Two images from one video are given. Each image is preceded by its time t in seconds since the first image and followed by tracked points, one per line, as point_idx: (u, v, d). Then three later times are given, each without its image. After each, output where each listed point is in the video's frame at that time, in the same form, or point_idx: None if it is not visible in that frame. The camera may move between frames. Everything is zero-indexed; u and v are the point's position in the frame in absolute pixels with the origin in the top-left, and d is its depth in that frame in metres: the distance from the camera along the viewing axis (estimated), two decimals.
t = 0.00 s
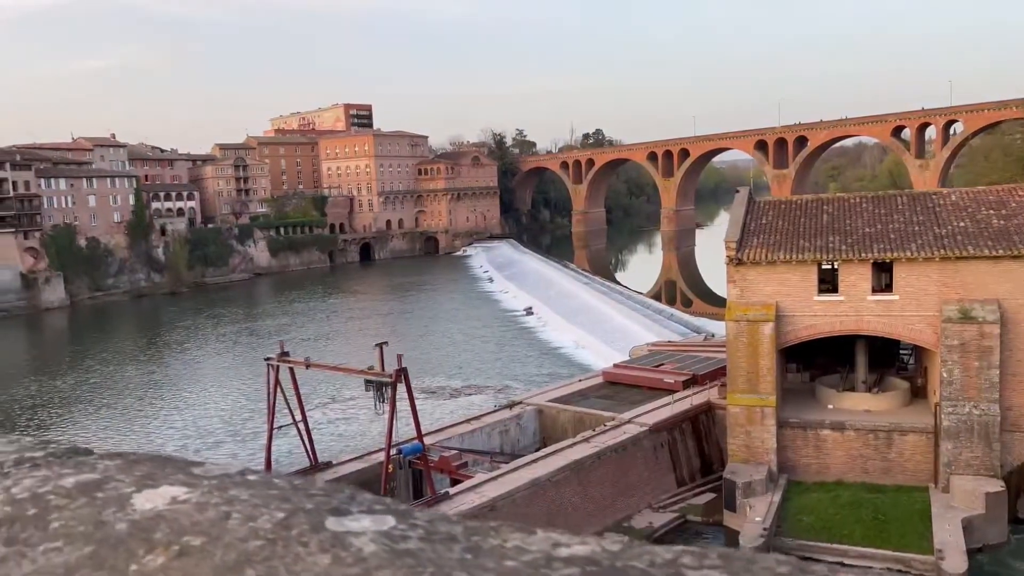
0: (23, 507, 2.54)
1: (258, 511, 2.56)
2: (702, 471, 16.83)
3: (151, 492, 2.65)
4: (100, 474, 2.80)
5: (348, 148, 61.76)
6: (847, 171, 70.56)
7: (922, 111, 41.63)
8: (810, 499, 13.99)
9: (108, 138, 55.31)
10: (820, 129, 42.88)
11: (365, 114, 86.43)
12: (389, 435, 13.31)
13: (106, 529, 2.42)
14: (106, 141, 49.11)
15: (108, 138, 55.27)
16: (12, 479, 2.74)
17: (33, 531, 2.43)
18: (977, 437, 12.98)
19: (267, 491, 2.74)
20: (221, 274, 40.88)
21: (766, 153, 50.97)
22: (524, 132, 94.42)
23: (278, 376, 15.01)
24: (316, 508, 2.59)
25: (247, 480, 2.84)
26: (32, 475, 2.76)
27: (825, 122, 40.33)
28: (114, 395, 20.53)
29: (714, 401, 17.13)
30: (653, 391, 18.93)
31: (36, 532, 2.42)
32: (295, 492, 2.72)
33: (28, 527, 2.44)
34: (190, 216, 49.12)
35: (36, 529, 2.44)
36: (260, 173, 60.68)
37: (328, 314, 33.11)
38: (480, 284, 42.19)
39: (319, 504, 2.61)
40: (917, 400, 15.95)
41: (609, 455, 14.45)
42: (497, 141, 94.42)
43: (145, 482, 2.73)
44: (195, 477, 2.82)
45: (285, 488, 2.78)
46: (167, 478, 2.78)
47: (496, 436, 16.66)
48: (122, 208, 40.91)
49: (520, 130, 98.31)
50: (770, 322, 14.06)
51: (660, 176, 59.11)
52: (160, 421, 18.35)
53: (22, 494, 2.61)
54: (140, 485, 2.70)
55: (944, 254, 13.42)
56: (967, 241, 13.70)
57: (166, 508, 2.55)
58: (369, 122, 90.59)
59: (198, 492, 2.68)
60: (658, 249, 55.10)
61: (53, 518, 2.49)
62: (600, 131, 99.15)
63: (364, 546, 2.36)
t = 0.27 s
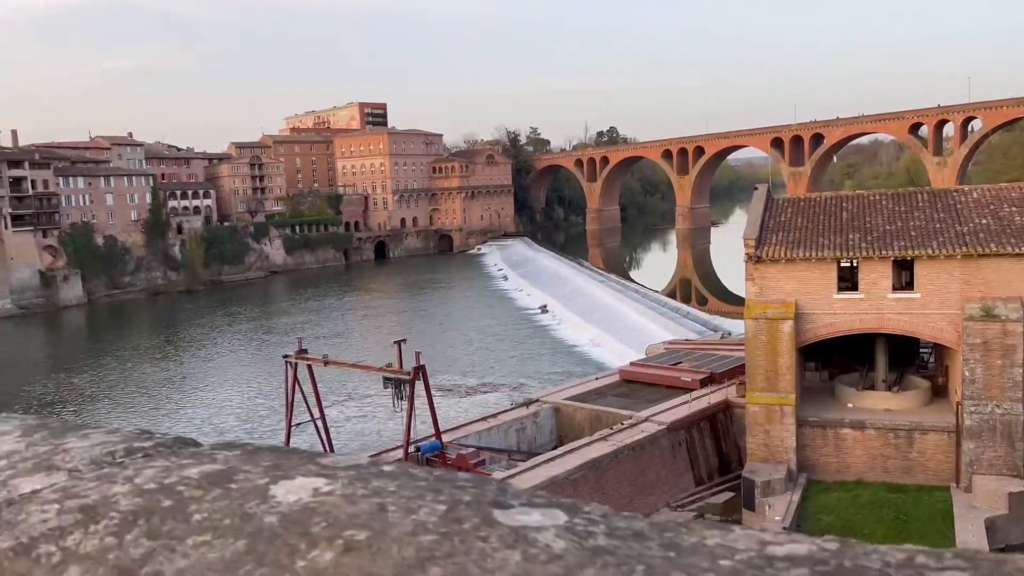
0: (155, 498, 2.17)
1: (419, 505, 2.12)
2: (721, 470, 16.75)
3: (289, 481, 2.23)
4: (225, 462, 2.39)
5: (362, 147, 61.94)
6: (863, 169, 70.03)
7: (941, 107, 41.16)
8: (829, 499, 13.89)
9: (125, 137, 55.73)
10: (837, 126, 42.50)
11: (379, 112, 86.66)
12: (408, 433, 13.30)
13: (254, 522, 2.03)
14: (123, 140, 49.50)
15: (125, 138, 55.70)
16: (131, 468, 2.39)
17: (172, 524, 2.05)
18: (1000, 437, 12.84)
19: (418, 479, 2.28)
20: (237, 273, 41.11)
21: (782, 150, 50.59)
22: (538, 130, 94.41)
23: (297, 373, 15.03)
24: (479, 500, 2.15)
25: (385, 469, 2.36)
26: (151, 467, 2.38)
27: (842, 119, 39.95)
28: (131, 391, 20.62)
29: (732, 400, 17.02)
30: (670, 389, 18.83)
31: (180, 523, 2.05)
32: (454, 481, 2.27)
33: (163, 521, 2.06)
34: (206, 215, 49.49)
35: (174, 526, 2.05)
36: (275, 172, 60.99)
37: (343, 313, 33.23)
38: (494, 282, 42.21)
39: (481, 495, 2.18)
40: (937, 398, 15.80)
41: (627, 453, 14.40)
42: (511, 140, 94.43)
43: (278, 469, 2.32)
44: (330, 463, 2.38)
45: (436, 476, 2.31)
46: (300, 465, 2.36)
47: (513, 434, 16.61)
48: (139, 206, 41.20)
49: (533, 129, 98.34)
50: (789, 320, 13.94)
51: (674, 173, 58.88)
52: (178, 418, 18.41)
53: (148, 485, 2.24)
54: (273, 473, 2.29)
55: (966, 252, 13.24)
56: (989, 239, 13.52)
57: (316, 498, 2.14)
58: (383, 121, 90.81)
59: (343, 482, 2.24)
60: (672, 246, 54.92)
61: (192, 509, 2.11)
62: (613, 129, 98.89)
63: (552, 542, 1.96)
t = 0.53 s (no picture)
0: (315, 512, 1.79)
1: (636, 518, 1.71)
2: (742, 470, 16.66)
3: (461, 492, 1.83)
4: (376, 468, 2.00)
5: (379, 146, 62.17)
6: (883, 166, 69.37)
7: (963, 103, 40.62)
8: (853, 499, 13.75)
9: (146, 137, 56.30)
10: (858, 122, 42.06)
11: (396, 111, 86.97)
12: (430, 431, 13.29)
13: (448, 544, 1.63)
14: (144, 140, 49.98)
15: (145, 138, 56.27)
16: (278, 477, 2.00)
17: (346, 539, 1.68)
18: None
19: (607, 490, 1.86)
20: (256, 271, 41.40)
21: (801, 147, 50.18)
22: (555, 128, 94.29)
23: (318, 371, 15.08)
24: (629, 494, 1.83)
25: (564, 478, 1.93)
26: (290, 472, 2.00)
27: (862, 116, 39.52)
28: (152, 390, 20.68)
29: (753, 399, 16.89)
30: (692, 388, 18.70)
31: (360, 540, 1.67)
32: (655, 492, 1.86)
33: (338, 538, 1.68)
34: (225, 214, 49.72)
35: (345, 543, 1.67)
36: (294, 171, 61.37)
37: (362, 311, 33.35)
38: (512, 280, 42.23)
39: (681, 509, 1.76)
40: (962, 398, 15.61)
41: (649, 453, 14.34)
42: (528, 137, 94.43)
43: (439, 477, 1.92)
44: (496, 467, 1.99)
45: (625, 488, 1.89)
46: (464, 470, 1.96)
47: (533, 433, 16.60)
48: (160, 206, 41.57)
49: (549, 128, 98.22)
50: (812, 318, 13.82)
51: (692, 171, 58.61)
52: (198, 416, 18.49)
53: (297, 495, 1.87)
54: (437, 482, 1.88)
55: (993, 249, 13.04)
56: (1016, 237, 13.32)
57: (507, 514, 1.73)
58: (400, 119, 91.12)
59: (523, 493, 1.83)
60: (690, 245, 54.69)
61: (363, 524, 1.73)
62: (631, 127, 98.65)
63: (802, 569, 1.51)
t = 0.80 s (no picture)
0: (495, 522, 1.71)
1: (846, 529, 1.63)
2: (776, 471, 16.44)
3: (646, 503, 1.76)
4: (541, 477, 1.94)
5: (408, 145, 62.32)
6: (917, 162, 68.18)
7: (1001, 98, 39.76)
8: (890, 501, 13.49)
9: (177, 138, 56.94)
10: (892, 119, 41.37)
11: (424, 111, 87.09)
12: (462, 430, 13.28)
13: (654, 556, 1.55)
14: (176, 140, 50.54)
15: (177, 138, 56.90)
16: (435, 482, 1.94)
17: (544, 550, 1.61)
18: None
19: (813, 504, 1.76)
20: (286, 270, 41.71)
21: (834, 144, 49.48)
22: (583, 126, 93.89)
23: (350, 369, 15.13)
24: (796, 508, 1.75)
25: (749, 491, 1.86)
26: (451, 481, 1.94)
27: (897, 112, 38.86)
28: (187, 388, 20.94)
29: (788, 399, 16.68)
30: (724, 387, 18.54)
31: (558, 554, 1.58)
32: (866, 506, 1.76)
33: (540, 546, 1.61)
34: (256, 213, 50.17)
35: (541, 554, 1.59)
36: (323, 171, 61.72)
37: (390, 310, 33.47)
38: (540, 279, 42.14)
39: (912, 527, 1.65)
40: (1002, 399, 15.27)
41: (681, 453, 14.19)
42: (556, 136, 94.12)
43: (613, 487, 1.86)
44: (670, 478, 1.93)
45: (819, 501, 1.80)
46: (637, 481, 1.89)
47: (564, 432, 16.58)
48: (192, 205, 42.03)
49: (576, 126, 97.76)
50: (848, 318, 13.49)
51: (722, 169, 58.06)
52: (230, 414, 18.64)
53: (465, 504, 1.80)
54: (615, 493, 1.82)
55: None
56: None
57: (706, 529, 1.65)
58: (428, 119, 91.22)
59: (721, 506, 1.76)
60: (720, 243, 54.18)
61: (551, 535, 1.65)
62: (659, 125, 97.91)
63: None
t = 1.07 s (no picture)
0: None
1: None
2: (838, 470, 16.02)
3: None
4: None
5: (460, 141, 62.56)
6: (983, 153, 65.82)
7: None
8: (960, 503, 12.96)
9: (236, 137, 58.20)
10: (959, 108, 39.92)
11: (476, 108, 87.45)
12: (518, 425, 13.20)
13: None
14: (235, 140, 51.68)
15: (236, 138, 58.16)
16: None
17: None
18: None
19: None
20: (342, 266, 42.31)
21: (897, 135, 48.00)
22: (635, 121, 93.07)
23: (408, 364, 15.25)
24: None
25: None
26: (657, 512, 2.15)
27: (963, 100, 37.49)
28: (247, 382, 21.30)
29: (850, 398, 16.23)
30: (784, 384, 18.11)
31: None
32: None
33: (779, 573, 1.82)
34: (312, 211, 50.87)
35: None
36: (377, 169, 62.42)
37: (443, 305, 33.65)
38: (592, 274, 41.90)
39: None
40: None
41: (740, 451, 13.88)
42: (608, 130, 93.48)
43: None
44: None
45: None
46: None
47: (618, 429, 16.41)
48: (251, 203, 42.96)
49: (628, 121, 96.93)
50: (915, 314, 12.98)
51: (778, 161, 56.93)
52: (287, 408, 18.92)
53: None
54: None
55: None
56: None
57: None
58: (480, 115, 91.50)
59: None
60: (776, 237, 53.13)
61: None
62: (713, 118, 96.46)
63: None
